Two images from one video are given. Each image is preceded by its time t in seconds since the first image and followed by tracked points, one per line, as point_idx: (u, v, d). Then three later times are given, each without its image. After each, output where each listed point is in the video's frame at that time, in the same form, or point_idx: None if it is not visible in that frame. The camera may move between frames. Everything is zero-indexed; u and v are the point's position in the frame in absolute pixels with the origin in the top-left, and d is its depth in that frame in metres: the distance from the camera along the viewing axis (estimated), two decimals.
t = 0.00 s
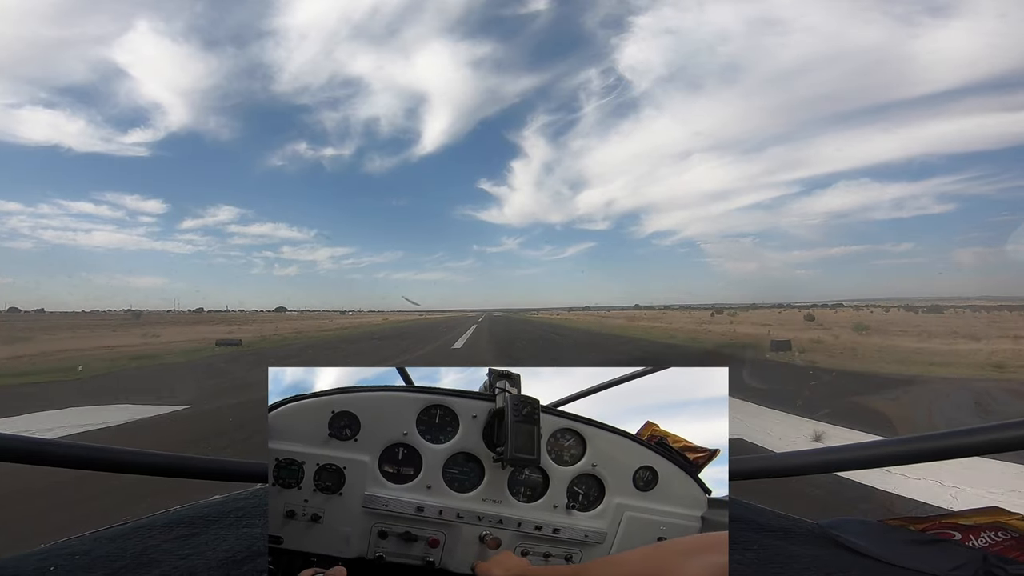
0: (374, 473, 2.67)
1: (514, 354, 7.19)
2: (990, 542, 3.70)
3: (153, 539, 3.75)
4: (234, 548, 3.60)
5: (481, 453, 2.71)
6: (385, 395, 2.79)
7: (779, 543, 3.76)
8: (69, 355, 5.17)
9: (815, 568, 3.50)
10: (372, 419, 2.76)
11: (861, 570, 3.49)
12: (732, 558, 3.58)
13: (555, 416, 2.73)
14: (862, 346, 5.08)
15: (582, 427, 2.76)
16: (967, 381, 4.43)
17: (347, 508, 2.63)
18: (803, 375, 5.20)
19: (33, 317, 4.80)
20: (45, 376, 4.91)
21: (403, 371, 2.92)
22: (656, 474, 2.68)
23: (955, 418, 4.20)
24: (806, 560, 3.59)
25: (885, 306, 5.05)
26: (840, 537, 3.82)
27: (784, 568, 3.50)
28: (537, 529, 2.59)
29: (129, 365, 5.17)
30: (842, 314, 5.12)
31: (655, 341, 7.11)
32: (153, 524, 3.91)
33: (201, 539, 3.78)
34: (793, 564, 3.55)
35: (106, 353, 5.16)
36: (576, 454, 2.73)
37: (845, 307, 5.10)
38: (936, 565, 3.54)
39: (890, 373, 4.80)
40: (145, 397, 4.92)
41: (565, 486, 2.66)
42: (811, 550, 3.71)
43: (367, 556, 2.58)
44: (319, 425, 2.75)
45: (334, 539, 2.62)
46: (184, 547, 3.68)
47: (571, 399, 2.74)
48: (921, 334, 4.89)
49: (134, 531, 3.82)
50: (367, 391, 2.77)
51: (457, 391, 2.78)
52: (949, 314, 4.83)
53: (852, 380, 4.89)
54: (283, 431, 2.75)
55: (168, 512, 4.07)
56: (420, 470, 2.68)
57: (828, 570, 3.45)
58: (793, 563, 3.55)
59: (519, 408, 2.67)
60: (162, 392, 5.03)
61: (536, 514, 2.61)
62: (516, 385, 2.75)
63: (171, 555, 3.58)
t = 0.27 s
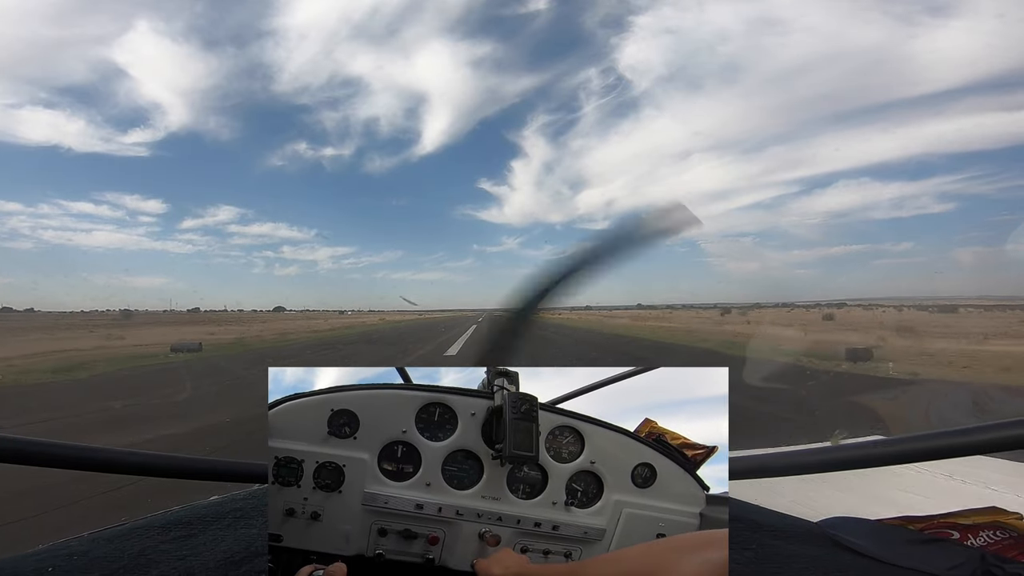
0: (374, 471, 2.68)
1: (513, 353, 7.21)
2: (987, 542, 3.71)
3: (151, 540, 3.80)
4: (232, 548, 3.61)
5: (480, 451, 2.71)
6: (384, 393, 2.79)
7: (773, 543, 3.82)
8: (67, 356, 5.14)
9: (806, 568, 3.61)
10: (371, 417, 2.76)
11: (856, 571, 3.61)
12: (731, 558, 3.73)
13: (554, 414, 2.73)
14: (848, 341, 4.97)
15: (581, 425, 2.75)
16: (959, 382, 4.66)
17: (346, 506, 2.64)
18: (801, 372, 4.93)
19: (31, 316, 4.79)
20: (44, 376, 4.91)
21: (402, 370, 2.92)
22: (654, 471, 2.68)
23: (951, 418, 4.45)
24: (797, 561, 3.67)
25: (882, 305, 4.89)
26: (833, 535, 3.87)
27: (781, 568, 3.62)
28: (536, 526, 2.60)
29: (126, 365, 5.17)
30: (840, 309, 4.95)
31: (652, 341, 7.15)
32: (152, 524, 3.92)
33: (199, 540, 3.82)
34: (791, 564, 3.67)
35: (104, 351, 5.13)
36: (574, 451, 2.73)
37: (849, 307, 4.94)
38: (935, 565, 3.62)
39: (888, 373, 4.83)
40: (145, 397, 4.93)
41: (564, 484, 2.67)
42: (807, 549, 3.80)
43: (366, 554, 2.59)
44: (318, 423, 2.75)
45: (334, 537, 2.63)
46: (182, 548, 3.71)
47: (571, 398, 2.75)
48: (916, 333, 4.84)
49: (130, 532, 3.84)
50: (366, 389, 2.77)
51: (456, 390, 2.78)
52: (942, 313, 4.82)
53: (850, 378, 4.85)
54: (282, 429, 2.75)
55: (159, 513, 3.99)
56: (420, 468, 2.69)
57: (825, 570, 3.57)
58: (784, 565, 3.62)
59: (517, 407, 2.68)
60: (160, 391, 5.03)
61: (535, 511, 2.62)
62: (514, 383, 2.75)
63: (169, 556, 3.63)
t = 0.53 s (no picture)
0: (374, 470, 2.68)
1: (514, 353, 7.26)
2: (988, 540, 3.72)
3: (151, 539, 3.76)
4: (232, 548, 3.58)
5: (481, 450, 2.71)
6: (385, 392, 2.79)
7: (773, 541, 3.74)
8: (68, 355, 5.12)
9: (807, 567, 3.49)
10: (372, 416, 2.77)
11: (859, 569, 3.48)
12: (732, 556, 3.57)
13: (554, 413, 2.74)
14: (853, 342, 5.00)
15: (581, 423, 2.76)
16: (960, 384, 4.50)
17: (346, 505, 2.64)
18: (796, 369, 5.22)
19: (33, 315, 4.81)
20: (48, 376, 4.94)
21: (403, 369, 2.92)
22: (655, 469, 2.68)
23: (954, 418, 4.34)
24: (797, 559, 3.57)
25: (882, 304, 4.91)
26: (834, 535, 3.83)
27: (783, 565, 3.49)
28: (536, 525, 2.61)
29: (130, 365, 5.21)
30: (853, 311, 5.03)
31: (651, 340, 7.18)
32: (153, 524, 3.91)
33: (198, 539, 3.78)
34: (791, 562, 3.55)
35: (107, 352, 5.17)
36: (575, 450, 2.73)
37: (858, 307, 4.99)
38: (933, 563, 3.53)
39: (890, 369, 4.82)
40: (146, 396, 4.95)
41: (564, 482, 2.67)
42: (807, 548, 3.71)
43: (366, 552, 2.59)
44: (318, 422, 2.75)
45: (335, 536, 2.63)
46: (182, 547, 3.68)
47: (571, 396, 2.75)
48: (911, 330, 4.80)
49: (131, 531, 3.84)
50: (367, 388, 2.78)
51: (457, 388, 2.78)
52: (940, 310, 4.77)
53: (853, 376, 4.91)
54: (283, 428, 2.76)
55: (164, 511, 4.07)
56: (420, 467, 2.69)
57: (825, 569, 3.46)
58: (784, 563, 3.51)
59: (517, 405, 2.68)
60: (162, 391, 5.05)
61: (535, 510, 2.63)
62: (514, 382, 2.75)
63: (169, 554, 3.60)
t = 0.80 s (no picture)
0: (374, 471, 2.67)
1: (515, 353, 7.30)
2: (993, 540, 3.73)
3: (156, 540, 3.76)
4: (236, 548, 3.59)
5: (481, 450, 2.71)
6: (384, 392, 2.78)
7: (777, 541, 3.72)
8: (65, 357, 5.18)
9: (811, 567, 3.47)
10: (372, 417, 2.76)
11: (863, 568, 3.46)
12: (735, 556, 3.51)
13: (553, 413, 2.74)
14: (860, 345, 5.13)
15: (582, 423, 2.74)
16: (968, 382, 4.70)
17: (347, 506, 2.63)
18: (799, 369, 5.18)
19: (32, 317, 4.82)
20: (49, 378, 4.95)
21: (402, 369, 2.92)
22: (656, 469, 2.67)
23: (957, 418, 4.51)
24: (800, 559, 3.55)
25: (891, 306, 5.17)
26: (839, 535, 3.81)
27: (786, 565, 3.47)
28: (538, 525, 2.60)
29: (131, 366, 5.22)
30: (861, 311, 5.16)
31: (650, 340, 7.20)
32: (156, 525, 3.91)
33: (202, 539, 3.78)
34: (794, 561, 3.53)
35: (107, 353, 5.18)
36: (575, 449, 2.72)
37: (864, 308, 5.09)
38: (938, 561, 3.55)
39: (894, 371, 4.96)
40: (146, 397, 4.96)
41: (565, 482, 2.66)
42: (812, 548, 3.69)
43: (367, 553, 2.59)
44: (318, 423, 2.74)
45: (335, 538, 2.62)
46: (186, 548, 3.68)
47: (571, 395, 2.74)
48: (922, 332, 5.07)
49: (135, 532, 3.84)
50: (366, 388, 2.77)
51: (457, 388, 2.78)
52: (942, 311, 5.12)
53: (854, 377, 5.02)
54: (283, 429, 2.75)
55: (166, 513, 4.08)
56: (420, 468, 2.68)
57: (829, 568, 3.44)
58: (787, 563, 3.49)
59: (518, 405, 2.68)
60: (162, 391, 5.05)
61: (537, 510, 2.62)
62: (514, 381, 2.75)
63: (173, 556, 3.58)
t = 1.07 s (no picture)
0: (376, 468, 2.67)
1: (515, 352, 7.29)
2: (997, 540, 3.66)
3: (158, 540, 3.77)
4: (239, 548, 3.60)
5: (484, 448, 2.70)
6: (387, 391, 2.78)
7: (778, 541, 3.73)
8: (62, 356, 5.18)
9: (814, 566, 3.47)
10: (375, 414, 2.76)
11: (865, 568, 3.47)
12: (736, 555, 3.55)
13: (557, 409, 2.73)
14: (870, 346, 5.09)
15: (586, 422, 2.76)
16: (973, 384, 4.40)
17: (349, 504, 2.63)
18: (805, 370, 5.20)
19: (31, 315, 4.81)
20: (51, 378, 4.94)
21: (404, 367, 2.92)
22: (660, 467, 2.68)
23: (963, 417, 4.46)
24: (802, 558, 3.56)
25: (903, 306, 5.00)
26: (841, 534, 3.83)
27: (789, 564, 3.47)
28: (541, 523, 2.59)
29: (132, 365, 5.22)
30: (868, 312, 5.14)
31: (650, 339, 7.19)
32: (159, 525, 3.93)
33: (205, 539, 3.78)
34: (797, 561, 3.53)
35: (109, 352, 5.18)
36: (579, 447, 2.73)
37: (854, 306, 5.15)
38: (941, 561, 3.53)
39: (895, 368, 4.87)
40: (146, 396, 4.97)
41: (569, 480, 2.67)
42: (814, 547, 3.69)
43: (369, 551, 2.58)
44: (320, 421, 2.73)
45: (337, 536, 2.62)
46: (189, 547, 3.68)
47: (573, 394, 2.73)
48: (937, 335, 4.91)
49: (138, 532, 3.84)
50: (368, 387, 2.76)
51: (459, 386, 2.76)
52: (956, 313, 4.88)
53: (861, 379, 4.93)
54: (285, 427, 2.74)
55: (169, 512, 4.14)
56: (423, 466, 2.67)
57: (831, 568, 3.44)
58: (790, 563, 3.50)
59: (521, 403, 2.66)
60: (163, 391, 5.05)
61: (541, 508, 2.61)
62: (517, 379, 2.76)
63: (176, 555, 3.58)
